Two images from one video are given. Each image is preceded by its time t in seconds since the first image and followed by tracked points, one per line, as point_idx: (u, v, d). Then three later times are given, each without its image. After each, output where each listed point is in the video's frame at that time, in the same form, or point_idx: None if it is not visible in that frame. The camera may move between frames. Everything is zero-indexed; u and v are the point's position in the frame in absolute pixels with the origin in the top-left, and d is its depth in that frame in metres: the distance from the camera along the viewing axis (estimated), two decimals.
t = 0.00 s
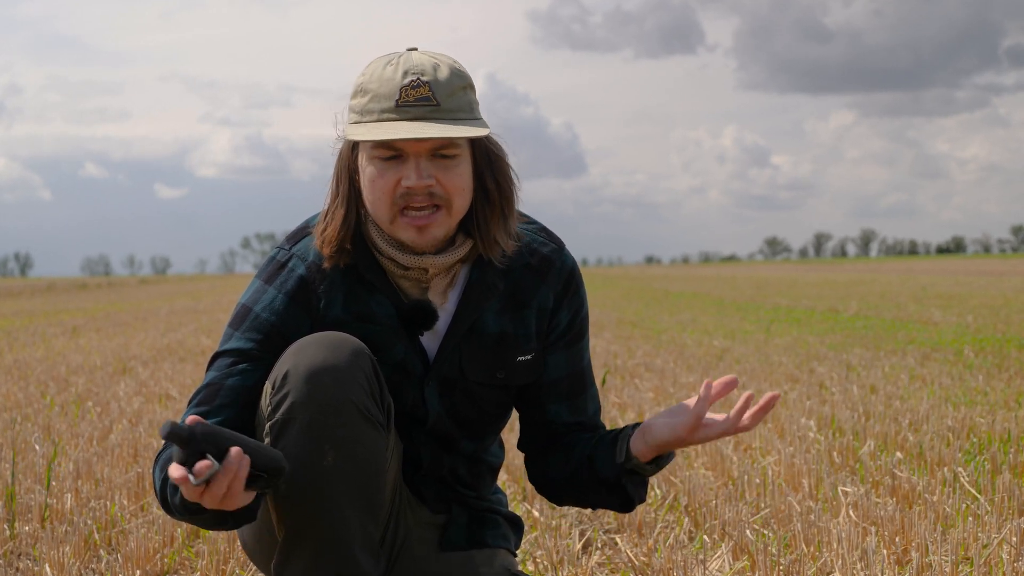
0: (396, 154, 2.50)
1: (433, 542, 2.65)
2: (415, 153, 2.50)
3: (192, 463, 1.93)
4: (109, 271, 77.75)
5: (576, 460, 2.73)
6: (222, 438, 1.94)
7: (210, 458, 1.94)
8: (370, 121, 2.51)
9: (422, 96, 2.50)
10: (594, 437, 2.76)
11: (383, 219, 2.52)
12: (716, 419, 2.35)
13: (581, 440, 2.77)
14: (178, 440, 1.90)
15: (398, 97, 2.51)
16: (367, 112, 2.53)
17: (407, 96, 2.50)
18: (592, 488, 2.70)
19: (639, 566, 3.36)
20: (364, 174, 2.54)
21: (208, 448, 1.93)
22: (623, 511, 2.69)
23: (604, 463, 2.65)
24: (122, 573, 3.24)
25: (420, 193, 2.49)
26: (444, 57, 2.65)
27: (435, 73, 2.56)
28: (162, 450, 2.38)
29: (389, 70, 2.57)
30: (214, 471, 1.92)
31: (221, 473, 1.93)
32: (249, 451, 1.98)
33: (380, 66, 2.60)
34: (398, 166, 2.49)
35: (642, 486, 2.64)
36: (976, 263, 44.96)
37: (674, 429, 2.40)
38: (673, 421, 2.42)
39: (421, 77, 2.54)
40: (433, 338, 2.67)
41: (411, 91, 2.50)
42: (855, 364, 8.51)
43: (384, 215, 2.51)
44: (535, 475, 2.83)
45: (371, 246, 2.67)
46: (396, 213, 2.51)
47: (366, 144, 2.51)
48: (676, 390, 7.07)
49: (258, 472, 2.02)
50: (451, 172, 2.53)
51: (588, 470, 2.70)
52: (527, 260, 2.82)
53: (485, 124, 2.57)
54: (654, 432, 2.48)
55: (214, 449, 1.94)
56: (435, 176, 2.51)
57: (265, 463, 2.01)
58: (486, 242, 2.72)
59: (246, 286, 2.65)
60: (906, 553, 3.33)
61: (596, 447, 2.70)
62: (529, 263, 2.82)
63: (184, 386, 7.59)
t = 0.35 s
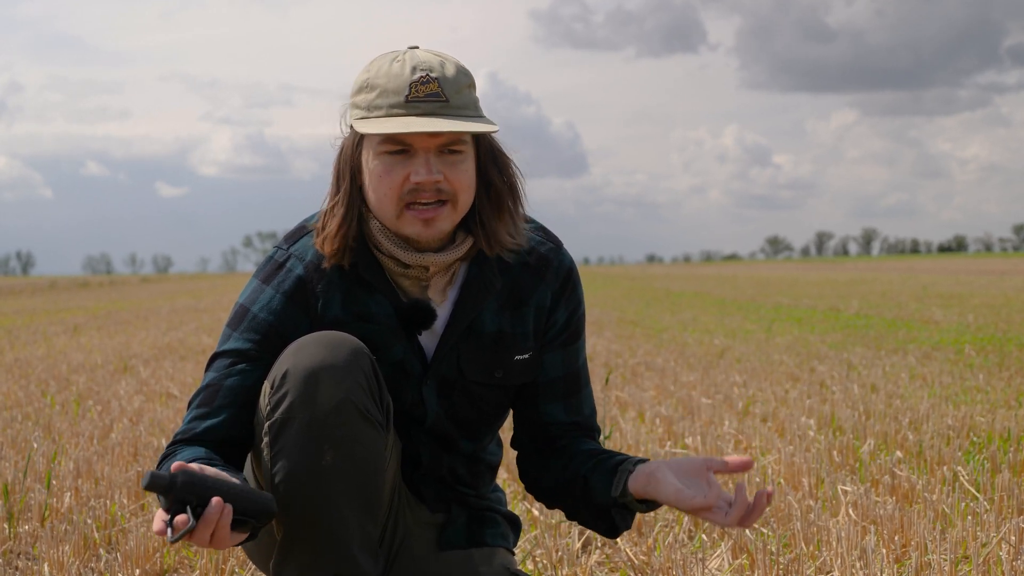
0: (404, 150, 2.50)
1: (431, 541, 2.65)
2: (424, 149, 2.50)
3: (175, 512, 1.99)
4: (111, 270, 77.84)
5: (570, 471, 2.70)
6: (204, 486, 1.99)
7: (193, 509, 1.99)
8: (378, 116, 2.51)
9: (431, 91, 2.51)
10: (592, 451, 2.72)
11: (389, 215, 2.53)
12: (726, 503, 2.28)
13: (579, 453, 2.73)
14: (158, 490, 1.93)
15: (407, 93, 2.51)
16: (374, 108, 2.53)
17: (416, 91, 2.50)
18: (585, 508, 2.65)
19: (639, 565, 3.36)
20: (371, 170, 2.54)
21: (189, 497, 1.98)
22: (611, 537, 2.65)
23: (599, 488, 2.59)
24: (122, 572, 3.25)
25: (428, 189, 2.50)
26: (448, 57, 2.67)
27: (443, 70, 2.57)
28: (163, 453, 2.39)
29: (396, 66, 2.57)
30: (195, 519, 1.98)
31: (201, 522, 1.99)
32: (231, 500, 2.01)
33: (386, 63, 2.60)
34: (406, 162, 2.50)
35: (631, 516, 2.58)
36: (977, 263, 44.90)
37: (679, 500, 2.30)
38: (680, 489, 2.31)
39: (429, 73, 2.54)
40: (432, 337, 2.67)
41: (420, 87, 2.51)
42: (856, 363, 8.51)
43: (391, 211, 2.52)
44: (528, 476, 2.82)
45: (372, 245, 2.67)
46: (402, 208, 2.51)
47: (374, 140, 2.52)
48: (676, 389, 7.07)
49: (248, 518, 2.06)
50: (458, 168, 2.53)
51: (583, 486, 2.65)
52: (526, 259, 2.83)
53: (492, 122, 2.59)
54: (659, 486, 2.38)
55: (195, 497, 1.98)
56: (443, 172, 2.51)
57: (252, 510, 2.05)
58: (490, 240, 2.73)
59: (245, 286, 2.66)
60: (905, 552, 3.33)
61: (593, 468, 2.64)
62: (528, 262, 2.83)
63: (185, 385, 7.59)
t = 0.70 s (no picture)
0: (403, 151, 2.50)
1: (433, 541, 2.65)
2: (422, 149, 2.50)
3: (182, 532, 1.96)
4: (111, 270, 77.86)
5: (565, 475, 2.71)
6: (210, 506, 1.96)
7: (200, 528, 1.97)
8: (375, 119, 2.51)
9: (427, 92, 2.51)
10: (587, 455, 2.72)
11: (391, 217, 2.53)
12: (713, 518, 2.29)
13: (574, 455, 2.73)
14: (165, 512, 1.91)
15: (403, 95, 2.51)
16: (371, 111, 2.52)
17: (412, 93, 2.50)
18: (579, 511, 2.66)
19: (642, 563, 3.36)
20: (370, 172, 2.54)
21: (195, 518, 1.96)
22: (604, 541, 2.66)
23: (592, 495, 2.60)
24: (125, 570, 3.25)
25: (429, 189, 2.50)
26: (442, 55, 2.67)
27: (437, 69, 2.57)
28: (167, 454, 2.38)
29: (390, 68, 2.57)
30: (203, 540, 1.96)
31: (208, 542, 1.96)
32: (237, 518, 2.00)
33: (380, 65, 2.60)
34: (405, 163, 2.50)
35: (623, 524, 2.60)
36: (978, 262, 44.85)
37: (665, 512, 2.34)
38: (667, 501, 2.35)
39: (424, 73, 2.54)
40: (434, 337, 2.67)
41: (415, 88, 2.51)
42: (858, 362, 8.50)
43: (392, 213, 2.52)
44: (525, 476, 2.82)
45: (373, 245, 2.67)
46: (404, 210, 2.51)
47: (372, 143, 2.51)
48: (678, 388, 7.06)
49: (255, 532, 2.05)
50: (457, 166, 2.53)
51: (576, 488, 2.67)
52: (527, 258, 2.83)
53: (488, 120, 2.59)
54: (649, 497, 2.40)
55: (200, 517, 1.96)
56: (443, 172, 2.51)
57: (258, 525, 2.04)
58: (491, 236, 2.73)
59: (246, 286, 2.65)
60: (908, 551, 3.33)
61: (587, 473, 2.65)
62: (529, 261, 2.83)
63: (187, 384, 7.59)
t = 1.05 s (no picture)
0: (394, 144, 2.50)
1: (436, 541, 2.64)
2: (412, 142, 2.50)
3: (215, 550, 1.97)
4: (114, 270, 77.96)
5: (559, 474, 2.70)
6: (239, 526, 1.94)
7: (231, 548, 1.97)
8: (366, 114, 2.50)
9: (415, 86, 2.49)
10: (585, 453, 2.72)
11: (385, 212, 2.52)
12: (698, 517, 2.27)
13: (569, 454, 2.74)
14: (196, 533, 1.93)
15: (392, 89, 2.50)
16: (362, 107, 2.52)
17: (401, 87, 2.49)
18: (571, 511, 2.66)
19: (645, 563, 3.36)
20: (363, 167, 2.54)
21: (228, 538, 1.96)
22: (596, 540, 2.65)
23: (583, 493, 2.60)
24: (128, 570, 3.25)
25: (420, 182, 2.50)
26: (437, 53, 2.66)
27: (428, 64, 2.56)
28: (170, 454, 2.38)
29: (382, 65, 2.57)
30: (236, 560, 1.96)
31: (240, 560, 1.97)
32: (267, 534, 1.97)
33: (373, 63, 2.60)
34: (397, 156, 2.50)
35: (615, 522, 2.59)
36: (980, 262, 44.82)
37: (649, 509, 2.33)
38: (650, 499, 2.34)
39: (414, 68, 2.53)
40: (435, 335, 2.66)
41: (404, 82, 2.49)
42: (861, 361, 8.48)
43: (386, 207, 2.51)
44: (526, 475, 2.82)
45: (373, 243, 2.67)
46: (398, 204, 2.51)
47: (364, 137, 2.51)
48: (681, 387, 7.05)
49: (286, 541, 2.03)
50: (449, 159, 2.53)
51: (568, 486, 2.67)
52: (529, 257, 2.82)
53: (480, 114, 2.56)
54: (633, 496, 2.40)
55: (231, 537, 1.95)
56: (434, 164, 2.51)
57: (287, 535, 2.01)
58: (489, 233, 2.72)
59: (249, 286, 2.65)
60: (912, 550, 3.33)
61: (580, 471, 2.65)
62: (531, 259, 2.82)
63: (190, 384, 7.60)
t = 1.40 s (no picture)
0: (400, 141, 2.50)
1: (438, 542, 2.63)
2: (418, 140, 2.50)
3: (239, 498, 1.94)
4: (115, 270, 77.96)
5: (563, 465, 2.71)
6: (262, 471, 1.93)
7: (254, 492, 1.95)
8: (373, 111, 2.50)
9: (423, 84, 2.50)
10: (586, 443, 2.72)
11: (387, 208, 2.51)
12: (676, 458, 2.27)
13: (570, 443, 2.76)
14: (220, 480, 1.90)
15: (399, 86, 2.50)
16: (368, 103, 2.52)
17: (408, 84, 2.49)
18: (580, 497, 2.66)
19: (647, 563, 3.36)
20: (368, 164, 2.54)
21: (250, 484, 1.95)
22: (609, 520, 2.66)
23: (588, 474, 2.62)
24: (130, 571, 3.25)
25: (424, 180, 2.49)
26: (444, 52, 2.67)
27: (436, 63, 2.56)
28: (171, 450, 2.38)
29: (390, 62, 2.57)
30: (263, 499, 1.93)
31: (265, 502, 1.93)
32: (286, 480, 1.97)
33: (381, 60, 2.61)
34: (401, 153, 2.50)
35: (627, 498, 2.61)
36: (981, 262, 44.79)
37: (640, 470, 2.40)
38: (639, 460, 2.41)
39: (422, 66, 2.53)
40: (436, 335, 2.67)
41: (412, 80, 2.50)
42: (862, 362, 8.49)
43: (389, 204, 2.51)
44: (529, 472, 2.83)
45: (376, 242, 2.67)
46: (400, 202, 2.49)
47: (370, 133, 2.52)
48: (682, 388, 7.05)
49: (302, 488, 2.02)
50: (454, 158, 2.52)
51: (572, 472, 2.68)
52: (530, 256, 2.82)
53: (486, 114, 2.57)
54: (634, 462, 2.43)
55: (254, 484, 1.94)
56: (438, 163, 2.50)
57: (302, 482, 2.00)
58: (492, 235, 2.72)
59: (251, 286, 2.65)
60: (913, 551, 3.33)
61: (582, 455, 2.67)
62: (532, 258, 2.82)
63: (191, 384, 7.60)
